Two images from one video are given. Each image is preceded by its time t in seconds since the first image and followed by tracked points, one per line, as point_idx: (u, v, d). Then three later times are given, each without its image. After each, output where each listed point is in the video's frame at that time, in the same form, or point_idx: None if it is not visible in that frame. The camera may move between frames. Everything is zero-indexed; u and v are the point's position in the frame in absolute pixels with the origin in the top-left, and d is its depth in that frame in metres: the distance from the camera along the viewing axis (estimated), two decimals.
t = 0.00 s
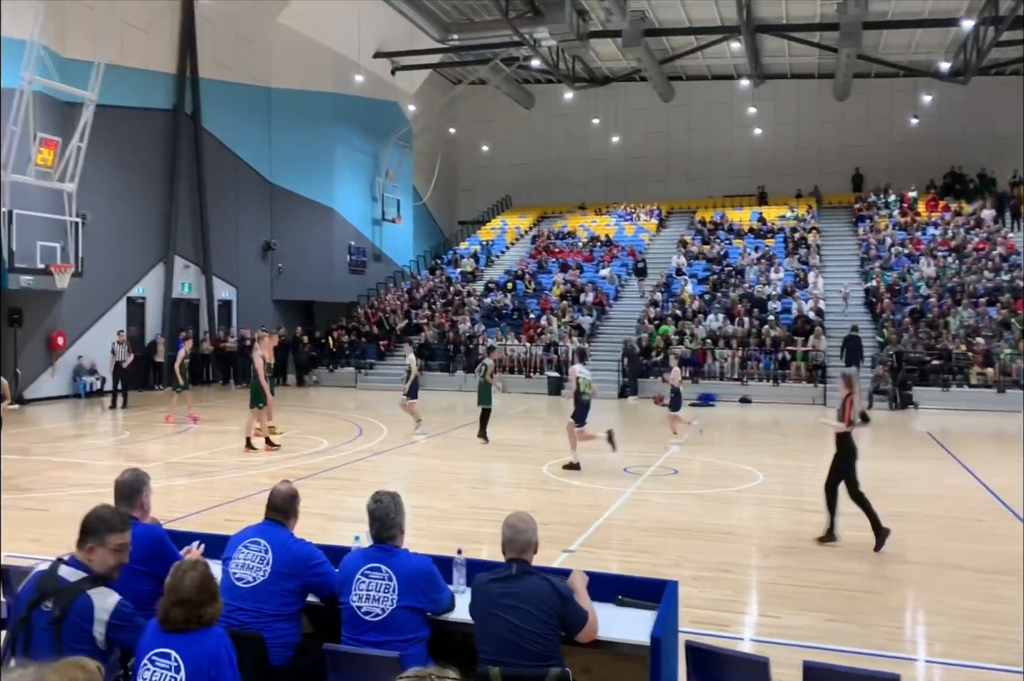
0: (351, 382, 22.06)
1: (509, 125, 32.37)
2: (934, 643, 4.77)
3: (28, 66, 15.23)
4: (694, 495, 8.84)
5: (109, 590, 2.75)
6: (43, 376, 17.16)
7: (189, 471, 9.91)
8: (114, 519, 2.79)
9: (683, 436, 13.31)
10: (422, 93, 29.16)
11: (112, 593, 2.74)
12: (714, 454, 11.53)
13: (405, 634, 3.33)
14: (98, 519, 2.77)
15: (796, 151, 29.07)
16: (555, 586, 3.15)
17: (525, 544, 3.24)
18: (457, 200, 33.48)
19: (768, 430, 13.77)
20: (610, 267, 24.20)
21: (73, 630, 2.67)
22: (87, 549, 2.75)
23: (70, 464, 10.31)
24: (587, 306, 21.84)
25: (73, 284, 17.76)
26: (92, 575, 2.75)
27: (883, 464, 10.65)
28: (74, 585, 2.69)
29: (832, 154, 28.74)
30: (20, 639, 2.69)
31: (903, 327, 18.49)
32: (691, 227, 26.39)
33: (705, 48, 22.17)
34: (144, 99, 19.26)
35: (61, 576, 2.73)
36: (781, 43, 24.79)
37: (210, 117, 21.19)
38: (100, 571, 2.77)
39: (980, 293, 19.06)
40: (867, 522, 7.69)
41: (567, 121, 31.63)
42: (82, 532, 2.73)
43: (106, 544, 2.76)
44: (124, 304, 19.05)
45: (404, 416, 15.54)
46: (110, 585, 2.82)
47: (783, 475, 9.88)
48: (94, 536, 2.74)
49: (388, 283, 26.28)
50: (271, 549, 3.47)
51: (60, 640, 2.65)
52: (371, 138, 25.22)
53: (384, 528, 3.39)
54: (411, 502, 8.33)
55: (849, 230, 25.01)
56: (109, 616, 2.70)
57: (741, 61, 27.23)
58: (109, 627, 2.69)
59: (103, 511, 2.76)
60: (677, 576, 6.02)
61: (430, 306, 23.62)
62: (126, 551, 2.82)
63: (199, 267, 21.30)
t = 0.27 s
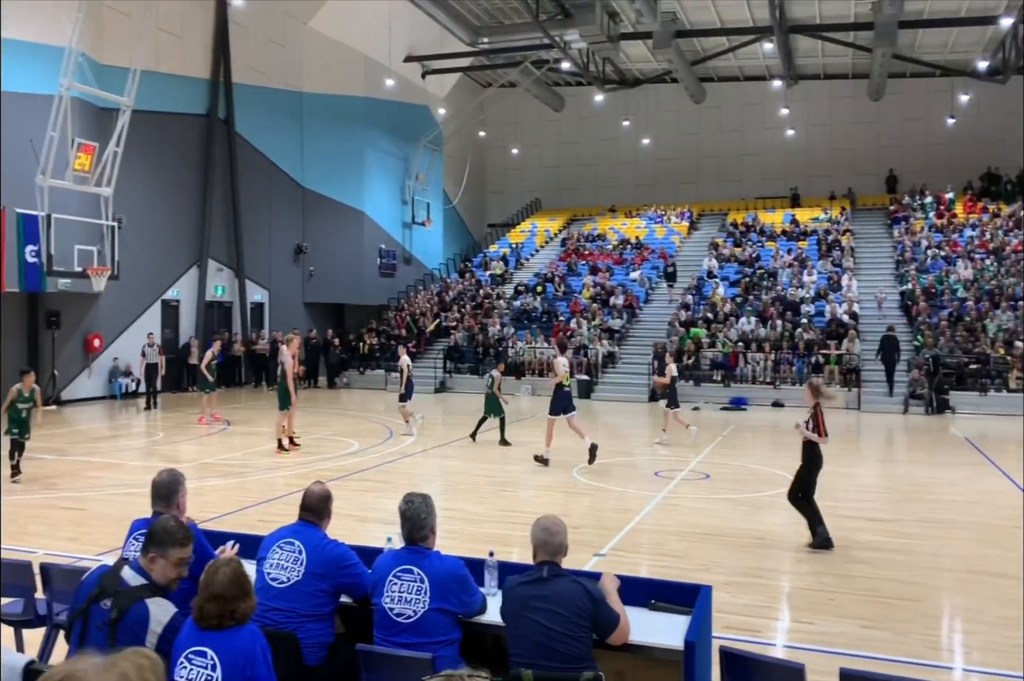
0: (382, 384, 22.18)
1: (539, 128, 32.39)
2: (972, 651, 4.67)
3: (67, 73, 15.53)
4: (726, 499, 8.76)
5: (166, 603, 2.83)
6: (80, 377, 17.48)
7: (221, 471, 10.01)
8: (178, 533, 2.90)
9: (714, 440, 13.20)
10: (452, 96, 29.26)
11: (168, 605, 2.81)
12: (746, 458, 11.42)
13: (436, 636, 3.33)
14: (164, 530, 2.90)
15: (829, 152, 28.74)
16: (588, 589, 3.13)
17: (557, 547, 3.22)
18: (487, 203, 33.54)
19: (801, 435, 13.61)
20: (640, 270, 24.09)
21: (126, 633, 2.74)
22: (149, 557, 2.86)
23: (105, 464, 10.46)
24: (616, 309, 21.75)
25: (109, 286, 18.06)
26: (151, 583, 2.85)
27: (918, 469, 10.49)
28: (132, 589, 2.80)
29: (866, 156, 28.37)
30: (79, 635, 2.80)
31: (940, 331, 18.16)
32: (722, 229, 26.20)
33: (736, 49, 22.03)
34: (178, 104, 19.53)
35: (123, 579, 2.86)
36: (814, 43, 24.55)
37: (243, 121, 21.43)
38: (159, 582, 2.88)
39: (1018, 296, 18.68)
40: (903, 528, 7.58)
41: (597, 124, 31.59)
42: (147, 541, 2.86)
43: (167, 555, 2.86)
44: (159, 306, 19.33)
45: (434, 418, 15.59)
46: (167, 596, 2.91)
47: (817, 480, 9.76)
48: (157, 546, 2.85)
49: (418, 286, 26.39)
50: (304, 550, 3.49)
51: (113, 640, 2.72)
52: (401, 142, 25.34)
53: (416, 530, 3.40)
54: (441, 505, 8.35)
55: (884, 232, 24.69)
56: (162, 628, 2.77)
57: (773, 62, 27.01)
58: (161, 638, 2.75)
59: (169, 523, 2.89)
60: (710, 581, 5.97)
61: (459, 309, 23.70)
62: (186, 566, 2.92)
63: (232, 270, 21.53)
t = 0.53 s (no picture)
0: (409, 387, 22.26)
1: (567, 131, 32.37)
2: (1009, 662, 4.58)
3: (102, 79, 15.80)
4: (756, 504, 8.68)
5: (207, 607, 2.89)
6: (113, 379, 17.76)
7: (251, 473, 10.10)
8: (221, 539, 2.98)
9: (743, 444, 13.09)
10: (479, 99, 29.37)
11: (210, 609, 2.86)
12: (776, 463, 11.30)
13: (465, 640, 3.33)
14: (207, 536, 2.98)
15: (860, 154, 28.40)
16: (618, 594, 3.11)
17: (588, 551, 3.21)
18: (515, 206, 33.57)
19: (832, 440, 13.46)
20: (668, 273, 23.98)
21: (166, 635, 2.79)
22: (193, 562, 2.94)
23: (138, 465, 10.60)
24: (644, 312, 21.64)
25: (142, 289, 18.33)
26: (192, 586, 2.93)
27: (952, 475, 10.32)
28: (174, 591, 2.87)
29: (898, 157, 28.01)
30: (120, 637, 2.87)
31: (974, 334, 17.86)
32: (752, 232, 26.01)
33: (766, 50, 21.87)
34: (210, 109, 19.78)
35: (166, 582, 2.95)
36: (845, 44, 24.31)
37: (274, 126, 21.66)
38: (201, 586, 2.95)
39: None
40: (937, 535, 7.46)
41: (625, 126, 31.50)
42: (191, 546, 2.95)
43: (210, 560, 2.94)
44: (191, 309, 19.58)
45: (462, 421, 15.62)
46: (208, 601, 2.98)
47: (849, 486, 9.64)
48: (202, 551, 2.94)
49: (446, 289, 26.47)
50: (335, 552, 3.51)
51: (153, 640, 2.78)
52: (429, 146, 25.42)
53: (445, 534, 3.40)
54: (469, 508, 8.37)
55: (917, 235, 24.39)
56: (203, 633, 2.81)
57: (803, 63, 26.79)
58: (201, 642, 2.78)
59: (212, 529, 2.97)
60: (740, 587, 5.92)
61: (487, 312, 23.76)
62: (228, 572, 2.99)
63: (263, 273, 21.74)
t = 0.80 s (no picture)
0: (435, 390, 22.35)
1: (592, 135, 32.35)
2: None
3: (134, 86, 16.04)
4: (784, 510, 8.62)
5: (240, 601, 2.93)
6: (143, 381, 17.99)
7: (280, 474, 10.19)
8: (249, 536, 2.98)
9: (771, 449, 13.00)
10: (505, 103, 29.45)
11: (243, 605, 2.91)
12: (804, 469, 11.20)
13: (493, 643, 3.33)
14: (235, 534, 2.97)
15: (890, 156, 28.10)
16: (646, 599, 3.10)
17: (617, 556, 3.20)
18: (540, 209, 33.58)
19: (862, 445, 13.32)
20: (695, 276, 23.85)
21: (202, 634, 2.85)
22: (223, 561, 2.95)
23: (169, 467, 10.73)
24: (671, 315, 21.55)
25: (173, 292, 18.56)
26: (224, 585, 2.94)
27: (985, 482, 10.17)
28: (206, 590, 2.90)
29: (929, 159, 27.68)
30: (155, 637, 2.92)
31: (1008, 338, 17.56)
32: (780, 235, 25.82)
33: (794, 52, 21.75)
34: (239, 115, 20.01)
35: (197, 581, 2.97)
36: (874, 45, 24.12)
37: (302, 131, 21.86)
38: (232, 584, 2.96)
39: None
40: (970, 542, 7.35)
41: (651, 129, 31.42)
42: (220, 545, 2.94)
43: (240, 558, 2.94)
44: (221, 313, 19.80)
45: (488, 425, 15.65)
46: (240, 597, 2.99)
47: (879, 492, 9.53)
48: (231, 549, 2.94)
49: (472, 292, 26.53)
50: (364, 554, 3.53)
51: (189, 640, 2.84)
52: (455, 150, 25.47)
53: (473, 537, 3.41)
54: (496, 511, 8.38)
55: (948, 238, 24.08)
56: (237, 628, 2.88)
57: (832, 65, 26.59)
58: (235, 637, 2.85)
59: (240, 527, 2.96)
60: (769, 593, 5.87)
61: (512, 316, 23.78)
62: (258, 567, 3.00)
63: (291, 277, 21.93)
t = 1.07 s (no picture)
0: (462, 392, 22.38)
1: (619, 135, 32.25)
2: None
3: (165, 89, 16.23)
4: (815, 514, 8.52)
5: (265, 592, 2.97)
6: (174, 382, 18.20)
7: (308, 475, 10.25)
8: (270, 527, 3.00)
9: (801, 452, 12.85)
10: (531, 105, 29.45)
11: (268, 597, 2.95)
12: (834, 472, 11.07)
13: (521, 645, 3.32)
14: (256, 527, 2.98)
15: (922, 156, 27.71)
16: (675, 603, 3.07)
17: (645, 560, 3.18)
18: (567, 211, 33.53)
19: (893, 448, 13.13)
20: (723, 277, 23.69)
21: (230, 628, 2.88)
22: (247, 556, 2.95)
23: (199, 466, 10.84)
24: (698, 317, 21.41)
25: (203, 294, 18.76)
26: (249, 579, 2.96)
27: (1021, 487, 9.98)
28: (231, 586, 2.92)
29: (962, 158, 27.27)
30: (182, 636, 2.93)
31: None
32: (809, 236, 25.57)
33: (824, 51, 21.55)
34: (268, 118, 20.18)
35: (220, 578, 2.97)
36: (906, 43, 23.84)
37: (330, 134, 22.00)
38: (258, 574, 2.98)
39: None
40: (1005, 548, 7.22)
41: (679, 129, 31.25)
42: (244, 540, 2.94)
43: (265, 551, 2.96)
44: (249, 314, 19.96)
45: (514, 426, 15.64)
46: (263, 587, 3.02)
47: (911, 496, 9.39)
48: (254, 543, 2.94)
49: (498, 294, 26.54)
50: (392, 554, 3.54)
51: (219, 637, 2.86)
52: (482, 152, 25.47)
53: (501, 538, 3.40)
54: (522, 512, 8.36)
55: (982, 239, 23.70)
56: (263, 617, 2.93)
57: (862, 64, 26.29)
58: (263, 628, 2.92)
59: (261, 520, 2.97)
60: (798, 598, 5.81)
61: (538, 317, 23.76)
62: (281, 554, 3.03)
63: (319, 279, 22.09)
